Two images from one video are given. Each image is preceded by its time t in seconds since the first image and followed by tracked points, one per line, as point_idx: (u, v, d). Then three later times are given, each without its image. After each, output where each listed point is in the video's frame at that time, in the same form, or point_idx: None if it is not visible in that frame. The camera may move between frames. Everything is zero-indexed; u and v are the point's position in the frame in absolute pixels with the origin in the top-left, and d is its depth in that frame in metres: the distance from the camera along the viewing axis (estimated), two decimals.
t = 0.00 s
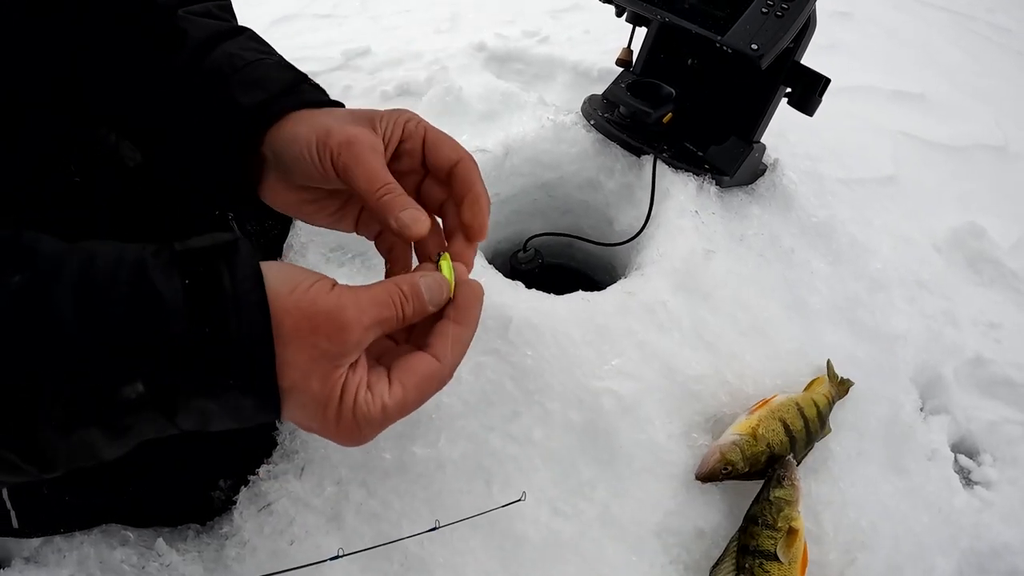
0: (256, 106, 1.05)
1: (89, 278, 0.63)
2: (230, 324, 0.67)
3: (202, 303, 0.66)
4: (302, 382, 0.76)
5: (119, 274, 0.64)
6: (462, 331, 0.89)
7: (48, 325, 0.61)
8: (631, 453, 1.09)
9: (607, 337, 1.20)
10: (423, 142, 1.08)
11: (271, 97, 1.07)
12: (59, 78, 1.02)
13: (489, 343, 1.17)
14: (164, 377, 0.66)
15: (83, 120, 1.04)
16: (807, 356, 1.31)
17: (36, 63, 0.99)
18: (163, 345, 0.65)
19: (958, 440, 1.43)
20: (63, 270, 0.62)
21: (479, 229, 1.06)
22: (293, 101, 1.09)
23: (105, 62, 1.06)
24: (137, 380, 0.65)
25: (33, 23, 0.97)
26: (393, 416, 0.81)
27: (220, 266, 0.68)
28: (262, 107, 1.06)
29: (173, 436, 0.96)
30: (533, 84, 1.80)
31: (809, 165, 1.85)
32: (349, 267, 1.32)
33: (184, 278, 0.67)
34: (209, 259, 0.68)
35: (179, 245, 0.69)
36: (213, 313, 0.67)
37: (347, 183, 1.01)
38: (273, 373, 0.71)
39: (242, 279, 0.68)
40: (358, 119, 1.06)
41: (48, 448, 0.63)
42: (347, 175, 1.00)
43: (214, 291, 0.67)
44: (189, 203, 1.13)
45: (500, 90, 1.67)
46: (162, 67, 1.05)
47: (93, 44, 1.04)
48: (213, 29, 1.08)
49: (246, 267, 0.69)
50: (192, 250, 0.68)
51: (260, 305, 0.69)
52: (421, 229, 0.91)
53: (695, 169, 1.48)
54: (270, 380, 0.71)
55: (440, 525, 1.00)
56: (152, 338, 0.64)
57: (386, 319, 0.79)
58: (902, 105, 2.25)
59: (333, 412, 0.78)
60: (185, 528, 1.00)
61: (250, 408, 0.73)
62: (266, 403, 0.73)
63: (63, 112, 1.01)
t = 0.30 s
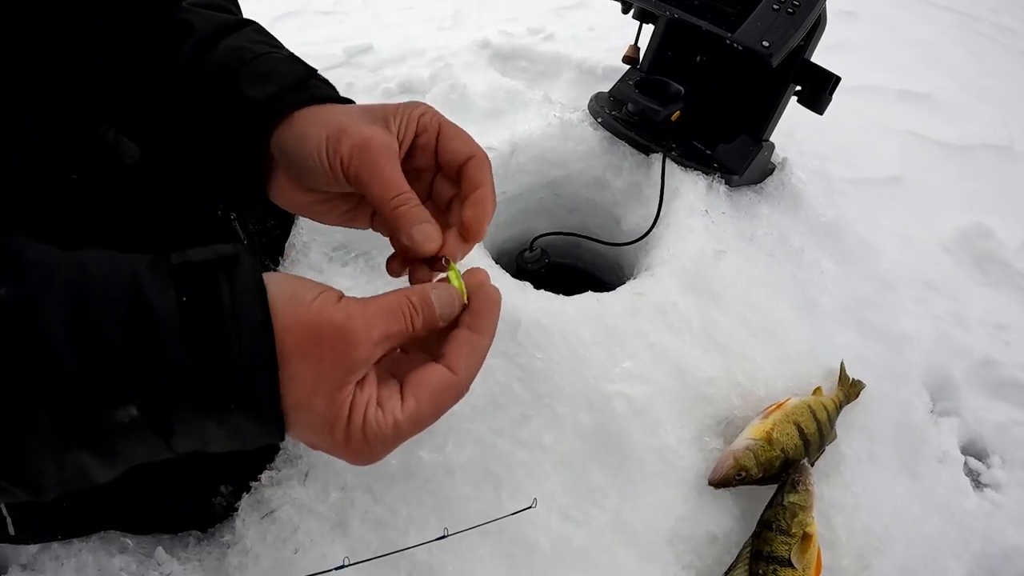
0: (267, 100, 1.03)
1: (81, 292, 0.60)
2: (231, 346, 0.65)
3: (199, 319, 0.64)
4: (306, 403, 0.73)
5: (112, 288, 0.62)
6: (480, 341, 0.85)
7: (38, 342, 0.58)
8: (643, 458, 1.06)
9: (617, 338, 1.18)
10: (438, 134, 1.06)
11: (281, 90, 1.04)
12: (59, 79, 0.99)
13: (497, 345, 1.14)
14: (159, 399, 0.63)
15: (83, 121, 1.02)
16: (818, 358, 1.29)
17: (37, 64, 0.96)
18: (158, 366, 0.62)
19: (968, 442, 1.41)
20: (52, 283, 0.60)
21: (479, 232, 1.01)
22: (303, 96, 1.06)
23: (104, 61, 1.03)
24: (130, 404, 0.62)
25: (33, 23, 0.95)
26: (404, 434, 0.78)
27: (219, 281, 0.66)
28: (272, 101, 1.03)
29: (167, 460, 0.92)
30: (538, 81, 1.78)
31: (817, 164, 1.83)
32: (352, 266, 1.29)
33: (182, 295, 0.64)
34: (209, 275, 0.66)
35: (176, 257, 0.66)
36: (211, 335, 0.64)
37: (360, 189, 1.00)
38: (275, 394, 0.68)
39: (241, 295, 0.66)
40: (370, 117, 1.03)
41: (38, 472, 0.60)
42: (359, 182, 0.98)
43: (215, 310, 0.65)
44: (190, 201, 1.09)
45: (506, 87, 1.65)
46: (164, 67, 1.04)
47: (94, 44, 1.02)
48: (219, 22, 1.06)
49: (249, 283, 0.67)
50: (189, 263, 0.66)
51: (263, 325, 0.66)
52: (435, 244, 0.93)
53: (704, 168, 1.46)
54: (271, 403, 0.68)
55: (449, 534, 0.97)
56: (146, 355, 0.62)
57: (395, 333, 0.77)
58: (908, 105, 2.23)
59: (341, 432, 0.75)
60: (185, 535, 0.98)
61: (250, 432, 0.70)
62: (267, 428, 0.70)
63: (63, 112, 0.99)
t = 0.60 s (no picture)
0: (250, 126, 1.02)
1: (74, 314, 0.58)
2: (231, 373, 0.63)
3: (201, 344, 0.63)
4: (324, 448, 0.75)
5: (107, 310, 0.59)
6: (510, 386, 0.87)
7: (33, 366, 0.56)
8: (655, 469, 1.03)
9: (628, 345, 1.15)
10: (399, 125, 1.03)
11: (267, 114, 1.04)
12: (59, 79, 0.99)
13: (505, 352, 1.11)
14: (158, 427, 0.61)
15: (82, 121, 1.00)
16: (830, 365, 1.26)
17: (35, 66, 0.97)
18: (156, 394, 0.60)
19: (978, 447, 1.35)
20: (45, 305, 0.57)
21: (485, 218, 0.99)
22: (292, 117, 1.06)
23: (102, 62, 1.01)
24: (129, 433, 0.60)
25: (33, 24, 0.96)
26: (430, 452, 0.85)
27: (221, 306, 0.64)
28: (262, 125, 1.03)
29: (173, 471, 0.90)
30: (542, 81, 1.75)
31: (825, 166, 1.81)
32: (354, 269, 1.26)
33: (181, 319, 0.63)
34: (211, 299, 0.64)
35: (175, 279, 0.64)
36: (211, 361, 0.63)
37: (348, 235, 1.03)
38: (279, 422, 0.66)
39: (244, 322, 0.65)
40: (320, 147, 1.01)
41: (31, 499, 0.59)
42: (337, 225, 1.00)
43: (215, 335, 0.63)
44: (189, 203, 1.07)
45: (510, 86, 1.61)
46: (163, 71, 1.01)
47: (93, 45, 1.00)
48: (211, 34, 1.03)
49: (252, 308, 0.66)
50: (190, 286, 0.64)
51: (267, 352, 0.65)
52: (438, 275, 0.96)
53: (713, 170, 1.43)
54: (275, 432, 0.66)
55: (457, 549, 0.94)
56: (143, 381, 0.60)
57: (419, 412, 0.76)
58: (914, 105, 2.20)
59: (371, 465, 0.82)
60: (183, 548, 0.94)
61: (253, 458, 0.69)
62: (270, 455, 0.69)
63: (63, 112, 0.99)
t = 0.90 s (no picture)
0: (219, 98, 1.01)
1: (35, 348, 0.55)
2: (202, 419, 0.60)
3: (174, 381, 0.59)
4: (314, 506, 0.71)
5: (71, 342, 0.56)
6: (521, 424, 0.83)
7: None
8: (669, 475, 1.00)
9: (639, 347, 1.12)
10: (364, 118, 1.03)
11: (237, 88, 1.02)
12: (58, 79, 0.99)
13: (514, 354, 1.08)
14: (121, 476, 0.58)
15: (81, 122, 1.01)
16: (844, 367, 1.23)
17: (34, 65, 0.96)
18: (120, 440, 0.57)
19: (989, 450, 1.32)
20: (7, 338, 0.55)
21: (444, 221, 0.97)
22: (256, 93, 1.04)
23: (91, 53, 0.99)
24: (89, 482, 0.57)
25: (33, 24, 0.95)
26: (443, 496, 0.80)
27: (196, 341, 0.61)
28: (228, 98, 1.02)
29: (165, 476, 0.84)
30: (545, 77, 1.72)
31: (833, 164, 1.78)
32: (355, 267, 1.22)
33: (146, 354, 0.59)
34: (183, 332, 0.61)
35: (147, 306, 0.61)
36: (179, 407, 0.59)
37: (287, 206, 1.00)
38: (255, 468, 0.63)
39: (220, 357, 0.62)
40: (285, 121, 1.02)
41: None
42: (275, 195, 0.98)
43: (187, 375, 0.60)
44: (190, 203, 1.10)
45: (515, 82, 1.58)
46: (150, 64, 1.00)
47: (93, 44, 0.99)
48: (188, 12, 1.01)
49: (231, 346, 0.63)
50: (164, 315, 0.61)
51: (244, 395, 0.62)
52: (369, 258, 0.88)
53: (723, 167, 1.41)
54: (249, 480, 0.63)
55: (463, 561, 0.91)
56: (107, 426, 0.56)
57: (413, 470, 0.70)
58: (921, 104, 2.18)
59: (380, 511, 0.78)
60: (178, 557, 0.90)
61: (228, 505, 0.66)
62: (249, 504, 0.66)
63: (63, 112, 0.99)
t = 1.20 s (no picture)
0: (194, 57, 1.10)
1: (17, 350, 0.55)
2: (185, 427, 0.58)
3: (162, 386, 0.58)
4: (308, 511, 0.71)
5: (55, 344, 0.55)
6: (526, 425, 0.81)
7: None
8: (670, 475, 1.00)
9: (640, 347, 1.11)
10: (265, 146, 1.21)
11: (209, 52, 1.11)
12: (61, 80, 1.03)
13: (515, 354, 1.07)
14: (103, 484, 0.56)
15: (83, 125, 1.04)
16: (844, 367, 1.23)
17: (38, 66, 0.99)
18: (100, 448, 0.55)
19: (990, 450, 1.32)
20: None
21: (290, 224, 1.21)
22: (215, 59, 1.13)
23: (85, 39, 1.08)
24: (72, 491, 0.56)
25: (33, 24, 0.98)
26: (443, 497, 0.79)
27: (181, 346, 0.60)
28: (201, 58, 1.11)
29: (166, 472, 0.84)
30: (546, 76, 1.71)
31: (834, 164, 1.78)
32: (355, 266, 1.25)
33: (127, 359, 0.57)
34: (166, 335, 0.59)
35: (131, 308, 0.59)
36: (161, 415, 0.57)
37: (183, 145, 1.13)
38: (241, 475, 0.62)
39: (204, 364, 0.60)
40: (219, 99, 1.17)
41: None
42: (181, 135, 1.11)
43: (169, 380, 0.58)
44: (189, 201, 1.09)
45: (515, 80, 1.58)
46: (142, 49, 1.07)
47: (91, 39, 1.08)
48: None
49: (217, 350, 0.61)
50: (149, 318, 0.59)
51: (229, 401, 0.60)
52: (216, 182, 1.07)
53: (724, 167, 1.41)
54: (235, 488, 0.62)
55: (463, 560, 0.91)
56: (90, 434, 0.55)
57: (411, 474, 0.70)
58: (921, 104, 2.18)
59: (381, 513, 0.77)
60: (178, 556, 0.90)
61: (216, 513, 0.64)
62: (237, 511, 0.64)
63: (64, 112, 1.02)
